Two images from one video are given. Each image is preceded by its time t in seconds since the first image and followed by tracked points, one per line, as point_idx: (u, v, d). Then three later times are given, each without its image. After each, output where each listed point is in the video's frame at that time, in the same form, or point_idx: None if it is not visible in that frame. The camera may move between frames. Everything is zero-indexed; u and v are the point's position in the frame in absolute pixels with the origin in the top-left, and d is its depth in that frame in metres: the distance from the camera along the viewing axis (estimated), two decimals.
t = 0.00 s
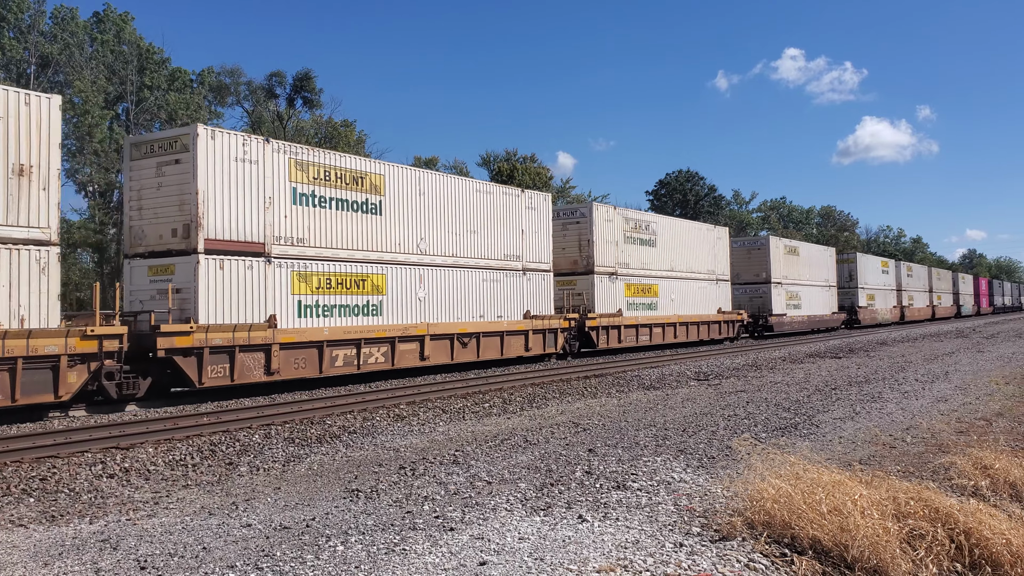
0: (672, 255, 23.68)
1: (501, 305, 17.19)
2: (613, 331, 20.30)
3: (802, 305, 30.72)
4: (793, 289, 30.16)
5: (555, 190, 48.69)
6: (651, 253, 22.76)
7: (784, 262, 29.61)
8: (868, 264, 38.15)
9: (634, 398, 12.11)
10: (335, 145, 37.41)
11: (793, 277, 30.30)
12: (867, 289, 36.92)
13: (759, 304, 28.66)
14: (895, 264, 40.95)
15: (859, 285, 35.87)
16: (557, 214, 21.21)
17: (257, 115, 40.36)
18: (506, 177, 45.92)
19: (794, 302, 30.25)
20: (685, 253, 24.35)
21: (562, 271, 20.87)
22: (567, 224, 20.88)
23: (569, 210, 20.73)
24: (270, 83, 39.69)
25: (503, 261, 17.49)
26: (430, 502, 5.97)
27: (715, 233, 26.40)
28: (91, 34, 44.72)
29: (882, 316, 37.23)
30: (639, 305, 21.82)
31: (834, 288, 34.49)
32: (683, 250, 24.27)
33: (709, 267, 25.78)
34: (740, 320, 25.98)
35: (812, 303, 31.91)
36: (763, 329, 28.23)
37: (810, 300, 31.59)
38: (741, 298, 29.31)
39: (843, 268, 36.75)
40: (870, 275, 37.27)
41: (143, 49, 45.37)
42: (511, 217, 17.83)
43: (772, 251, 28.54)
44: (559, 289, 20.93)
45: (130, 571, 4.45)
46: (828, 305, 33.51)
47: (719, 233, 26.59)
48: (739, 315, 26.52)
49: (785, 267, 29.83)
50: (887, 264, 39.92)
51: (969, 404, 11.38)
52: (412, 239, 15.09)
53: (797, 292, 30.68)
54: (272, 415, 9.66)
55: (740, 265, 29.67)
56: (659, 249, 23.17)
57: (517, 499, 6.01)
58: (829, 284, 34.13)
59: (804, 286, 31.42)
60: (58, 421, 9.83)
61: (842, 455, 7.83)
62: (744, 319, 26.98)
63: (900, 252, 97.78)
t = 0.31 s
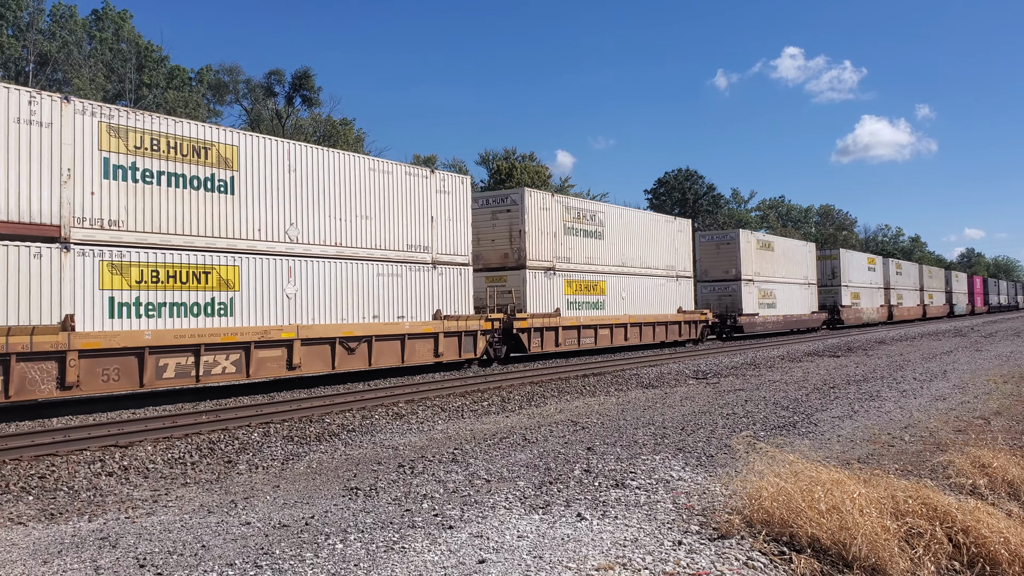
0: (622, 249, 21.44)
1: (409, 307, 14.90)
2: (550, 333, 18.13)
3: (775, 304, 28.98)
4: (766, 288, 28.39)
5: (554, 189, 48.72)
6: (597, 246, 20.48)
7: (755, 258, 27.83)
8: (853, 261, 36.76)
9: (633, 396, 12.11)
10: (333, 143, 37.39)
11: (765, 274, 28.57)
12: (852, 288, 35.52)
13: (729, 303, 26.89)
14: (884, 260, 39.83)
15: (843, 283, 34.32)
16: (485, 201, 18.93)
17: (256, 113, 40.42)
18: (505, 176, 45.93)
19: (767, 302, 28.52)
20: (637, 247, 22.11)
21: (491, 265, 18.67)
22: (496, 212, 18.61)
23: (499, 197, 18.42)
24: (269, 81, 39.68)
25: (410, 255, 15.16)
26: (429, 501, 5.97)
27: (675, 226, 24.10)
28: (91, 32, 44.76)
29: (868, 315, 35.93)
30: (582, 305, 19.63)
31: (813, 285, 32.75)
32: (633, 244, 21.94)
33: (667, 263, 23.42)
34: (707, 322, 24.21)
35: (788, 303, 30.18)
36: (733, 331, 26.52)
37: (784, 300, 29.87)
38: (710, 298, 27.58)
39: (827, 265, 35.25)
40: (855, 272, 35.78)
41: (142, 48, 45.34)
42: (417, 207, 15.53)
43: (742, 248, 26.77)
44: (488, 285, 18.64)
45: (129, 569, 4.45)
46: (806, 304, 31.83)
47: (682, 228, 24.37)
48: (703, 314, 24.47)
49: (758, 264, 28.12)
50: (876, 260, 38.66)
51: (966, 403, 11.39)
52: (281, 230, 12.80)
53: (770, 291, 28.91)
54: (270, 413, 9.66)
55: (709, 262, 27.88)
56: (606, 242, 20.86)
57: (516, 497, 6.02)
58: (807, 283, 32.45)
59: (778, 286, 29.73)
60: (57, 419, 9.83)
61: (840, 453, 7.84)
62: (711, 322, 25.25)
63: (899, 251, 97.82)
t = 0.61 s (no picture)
0: (562, 243, 19.77)
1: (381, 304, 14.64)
2: (467, 336, 16.26)
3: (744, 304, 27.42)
4: (732, 286, 26.83)
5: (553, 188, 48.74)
6: (529, 238, 18.74)
7: (720, 255, 26.28)
8: (835, 258, 35.30)
9: (631, 396, 12.10)
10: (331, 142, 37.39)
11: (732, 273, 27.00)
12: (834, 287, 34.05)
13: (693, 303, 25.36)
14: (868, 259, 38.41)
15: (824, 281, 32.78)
16: (393, 185, 17.01)
17: (255, 112, 40.45)
18: (504, 175, 45.94)
19: (734, 302, 26.95)
20: (581, 242, 20.49)
21: (400, 259, 16.76)
22: (405, 198, 16.69)
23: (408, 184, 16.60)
24: (268, 80, 39.64)
25: (306, 245, 13.27)
26: (427, 500, 5.96)
27: (629, 222, 22.55)
28: (90, 31, 44.77)
29: (851, 316, 34.52)
30: (506, 305, 17.78)
31: (789, 284, 31.08)
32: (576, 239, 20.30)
33: (611, 260, 21.65)
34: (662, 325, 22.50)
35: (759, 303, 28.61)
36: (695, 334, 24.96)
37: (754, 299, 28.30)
38: (674, 297, 26.07)
39: (807, 263, 33.71)
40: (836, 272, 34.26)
41: (141, 46, 45.28)
42: (325, 193, 13.81)
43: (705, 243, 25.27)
44: (396, 281, 16.79)
45: (127, 568, 4.45)
46: (780, 303, 30.24)
47: (634, 220, 22.71)
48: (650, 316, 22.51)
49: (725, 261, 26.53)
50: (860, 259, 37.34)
51: (964, 403, 11.39)
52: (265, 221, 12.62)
53: (739, 290, 27.35)
54: (268, 412, 9.65)
55: (672, 259, 26.33)
56: (541, 235, 19.22)
57: (514, 497, 6.03)
58: (783, 280, 30.91)
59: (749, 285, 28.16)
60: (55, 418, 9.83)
61: (838, 453, 7.85)
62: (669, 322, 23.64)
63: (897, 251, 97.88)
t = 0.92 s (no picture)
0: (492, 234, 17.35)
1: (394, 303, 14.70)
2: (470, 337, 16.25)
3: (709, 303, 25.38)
4: (694, 284, 24.74)
5: (551, 188, 48.76)
6: (451, 228, 16.26)
7: (680, 250, 24.18)
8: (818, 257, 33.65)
9: (629, 397, 12.09)
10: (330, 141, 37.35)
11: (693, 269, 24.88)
12: (814, 286, 32.26)
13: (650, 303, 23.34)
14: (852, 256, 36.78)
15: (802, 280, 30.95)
16: (268, 163, 14.16)
17: (253, 111, 40.42)
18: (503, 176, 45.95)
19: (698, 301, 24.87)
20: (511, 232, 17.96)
21: (274, 252, 13.90)
22: (280, 178, 13.87)
23: (285, 161, 13.82)
24: (267, 79, 39.60)
25: (129, 232, 10.52)
26: (425, 500, 5.96)
27: (573, 214, 20.21)
28: (88, 29, 44.68)
29: (833, 317, 32.94)
30: (415, 306, 15.14)
31: (761, 282, 29.05)
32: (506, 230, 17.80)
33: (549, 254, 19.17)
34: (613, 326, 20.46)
35: (726, 302, 26.54)
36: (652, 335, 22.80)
37: (720, 298, 26.24)
38: (630, 296, 24.09)
39: (784, 260, 31.81)
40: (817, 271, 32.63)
41: (140, 45, 45.25)
42: (160, 167, 11.04)
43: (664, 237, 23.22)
44: (269, 278, 13.88)
45: (125, 567, 4.45)
46: (750, 303, 28.20)
47: (579, 211, 20.46)
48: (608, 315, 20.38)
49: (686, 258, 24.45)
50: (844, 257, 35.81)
51: (962, 404, 11.40)
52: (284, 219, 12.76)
53: (704, 288, 25.29)
54: (266, 412, 9.64)
55: (629, 254, 24.23)
56: (464, 225, 16.69)
57: (511, 497, 6.03)
58: (755, 278, 28.97)
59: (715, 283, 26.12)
60: (53, 416, 9.84)
61: (835, 455, 7.85)
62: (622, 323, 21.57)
63: (896, 253, 97.90)
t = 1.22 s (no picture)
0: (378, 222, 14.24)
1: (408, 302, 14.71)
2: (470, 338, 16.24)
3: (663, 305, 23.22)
4: (647, 283, 22.66)
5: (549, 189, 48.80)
6: (334, 211, 13.45)
7: (627, 246, 21.98)
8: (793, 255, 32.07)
9: (627, 398, 12.08)
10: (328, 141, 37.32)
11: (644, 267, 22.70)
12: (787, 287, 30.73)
13: (593, 305, 21.24)
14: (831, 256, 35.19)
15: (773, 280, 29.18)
16: (64, 126, 10.84)
17: (251, 111, 40.39)
18: (501, 176, 45.97)
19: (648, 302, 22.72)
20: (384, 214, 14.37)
21: (68, 239, 10.60)
22: (74, 145, 10.64)
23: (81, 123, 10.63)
24: (265, 79, 39.57)
25: None
26: (421, 500, 5.97)
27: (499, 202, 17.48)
28: (86, 28, 44.61)
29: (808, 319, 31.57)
30: (274, 307, 12.23)
31: (725, 283, 26.76)
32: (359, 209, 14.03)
33: (461, 245, 16.22)
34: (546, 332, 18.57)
35: (683, 304, 24.38)
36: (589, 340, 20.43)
37: (676, 299, 24.01)
38: (571, 295, 21.96)
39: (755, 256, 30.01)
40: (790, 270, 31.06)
41: (138, 45, 45.21)
42: None
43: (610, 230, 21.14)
44: (61, 272, 10.61)
45: (121, 567, 4.44)
46: (711, 305, 25.99)
47: (497, 198, 17.39)
48: (536, 317, 17.87)
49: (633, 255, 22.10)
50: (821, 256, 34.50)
51: (958, 406, 11.41)
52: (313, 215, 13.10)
53: (656, 288, 23.09)
54: (263, 412, 9.64)
55: (569, 250, 22.02)
56: (346, 211, 13.75)
57: (508, 497, 6.03)
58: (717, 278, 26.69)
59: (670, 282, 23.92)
60: (50, 416, 9.83)
61: (831, 456, 7.86)
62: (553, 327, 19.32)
63: (893, 254, 98.06)
